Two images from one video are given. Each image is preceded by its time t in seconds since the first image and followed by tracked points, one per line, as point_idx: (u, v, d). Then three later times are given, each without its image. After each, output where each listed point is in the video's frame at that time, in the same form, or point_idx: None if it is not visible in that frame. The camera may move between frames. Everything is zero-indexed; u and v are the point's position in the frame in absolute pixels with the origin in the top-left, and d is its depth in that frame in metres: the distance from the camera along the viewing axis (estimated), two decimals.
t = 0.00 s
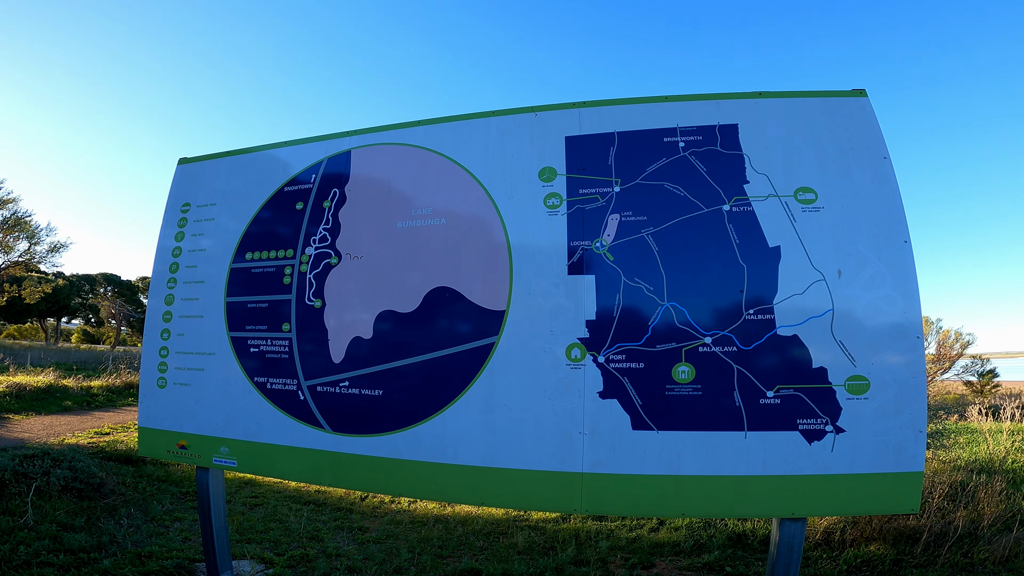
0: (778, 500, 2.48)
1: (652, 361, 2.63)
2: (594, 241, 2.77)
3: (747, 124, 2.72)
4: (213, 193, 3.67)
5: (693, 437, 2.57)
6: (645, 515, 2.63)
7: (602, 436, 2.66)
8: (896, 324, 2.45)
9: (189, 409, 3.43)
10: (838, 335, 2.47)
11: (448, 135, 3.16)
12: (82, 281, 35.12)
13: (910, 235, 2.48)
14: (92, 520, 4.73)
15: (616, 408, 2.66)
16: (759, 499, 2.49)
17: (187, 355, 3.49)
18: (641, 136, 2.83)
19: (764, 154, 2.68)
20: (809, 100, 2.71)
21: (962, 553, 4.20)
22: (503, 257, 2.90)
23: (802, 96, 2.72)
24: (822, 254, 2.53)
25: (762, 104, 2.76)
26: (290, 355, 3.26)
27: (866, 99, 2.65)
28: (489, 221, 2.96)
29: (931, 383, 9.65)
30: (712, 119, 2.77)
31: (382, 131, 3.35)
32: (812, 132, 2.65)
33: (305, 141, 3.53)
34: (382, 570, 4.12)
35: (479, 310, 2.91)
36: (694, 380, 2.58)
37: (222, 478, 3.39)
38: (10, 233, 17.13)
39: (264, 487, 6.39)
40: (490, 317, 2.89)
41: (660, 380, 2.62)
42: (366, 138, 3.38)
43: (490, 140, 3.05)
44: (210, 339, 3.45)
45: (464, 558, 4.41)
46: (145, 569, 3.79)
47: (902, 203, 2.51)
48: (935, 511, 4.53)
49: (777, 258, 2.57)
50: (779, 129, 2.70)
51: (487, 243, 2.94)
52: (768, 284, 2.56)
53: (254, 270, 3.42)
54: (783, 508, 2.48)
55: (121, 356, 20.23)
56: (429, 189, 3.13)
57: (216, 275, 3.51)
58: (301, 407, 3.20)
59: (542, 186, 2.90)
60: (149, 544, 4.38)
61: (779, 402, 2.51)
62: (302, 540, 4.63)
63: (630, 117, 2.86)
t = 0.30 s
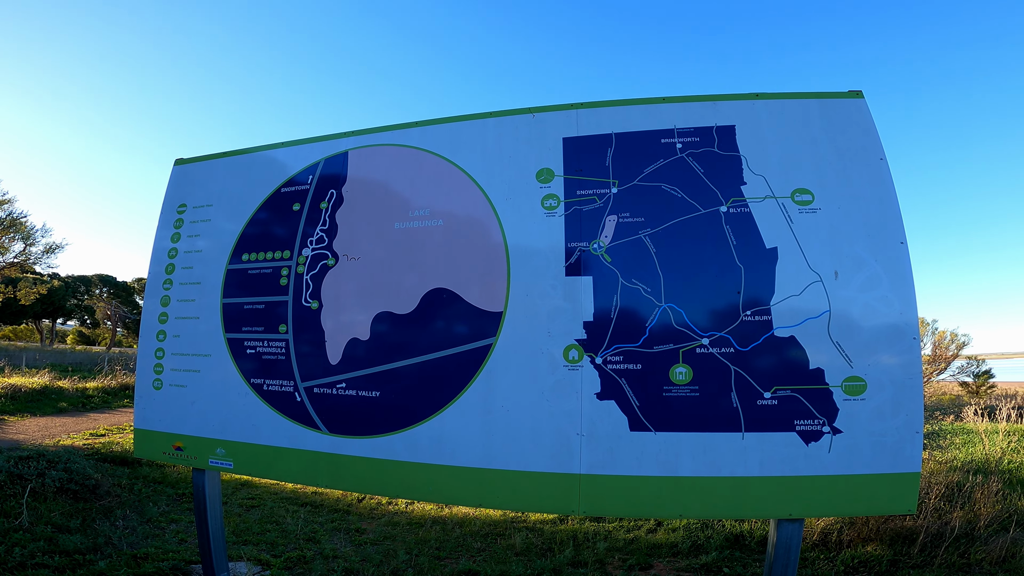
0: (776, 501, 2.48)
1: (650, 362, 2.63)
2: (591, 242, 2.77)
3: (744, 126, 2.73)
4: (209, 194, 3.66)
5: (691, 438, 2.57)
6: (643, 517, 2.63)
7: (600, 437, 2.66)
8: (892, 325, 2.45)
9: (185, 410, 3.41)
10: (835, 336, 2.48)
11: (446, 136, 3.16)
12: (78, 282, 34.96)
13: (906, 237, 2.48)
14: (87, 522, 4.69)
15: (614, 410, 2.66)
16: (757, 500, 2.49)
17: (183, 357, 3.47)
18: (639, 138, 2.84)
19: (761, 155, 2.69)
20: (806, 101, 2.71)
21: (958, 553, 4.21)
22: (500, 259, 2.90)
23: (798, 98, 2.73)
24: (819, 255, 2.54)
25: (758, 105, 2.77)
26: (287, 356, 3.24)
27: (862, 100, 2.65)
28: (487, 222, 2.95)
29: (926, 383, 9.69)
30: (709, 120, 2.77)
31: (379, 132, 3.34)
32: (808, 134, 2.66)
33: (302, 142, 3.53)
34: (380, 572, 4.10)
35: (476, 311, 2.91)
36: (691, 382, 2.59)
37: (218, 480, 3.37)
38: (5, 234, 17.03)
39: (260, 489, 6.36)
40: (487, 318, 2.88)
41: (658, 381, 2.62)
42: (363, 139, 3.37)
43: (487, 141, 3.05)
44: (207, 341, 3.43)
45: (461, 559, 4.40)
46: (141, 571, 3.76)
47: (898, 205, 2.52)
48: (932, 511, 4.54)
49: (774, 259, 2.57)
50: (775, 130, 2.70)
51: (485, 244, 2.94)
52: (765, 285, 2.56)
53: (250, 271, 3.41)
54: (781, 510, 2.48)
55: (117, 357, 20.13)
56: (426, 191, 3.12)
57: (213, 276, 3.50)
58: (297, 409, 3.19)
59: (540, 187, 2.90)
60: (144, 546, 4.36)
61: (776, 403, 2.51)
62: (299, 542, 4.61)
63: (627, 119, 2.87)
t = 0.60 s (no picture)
0: (771, 502, 2.48)
1: (646, 363, 2.63)
2: (588, 243, 2.77)
3: (740, 127, 2.73)
4: (206, 194, 3.65)
5: (687, 438, 2.57)
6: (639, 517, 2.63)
7: (596, 437, 2.66)
8: (887, 325, 2.46)
9: (181, 411, 3.41)
10: (830, 336, 2.48)
11: (442, 136, 3.16)
12: (74, 284, 34.87)
13: (900, 237, 2.49)
14: (83, 522, 4.67)
15: (610, 410, 2.66)
16: (752, 500, 2.49)
17: (180, 358, 3.47)
18: (635, 138, 2.84)
19: (756, 156, 2.69)
20: (801, 102, 2.72)
21: (954, 554, 4.21)
22: (497, 260, 2.89)
23: (794, 98, 2.73)
24: (814, 255, 2.54)
25: (755, 106, 2.77)
26: (283, 357, 3.24)
27: (857, 100, 2.66)
28: (483, 223, 2.95)
29: (923, 384, 9.71)
30: (705, 121, 2.78)
31: (376, 132, 3.34)
32: (804, 134, 2.67)
33: (298, 143, 3.52)
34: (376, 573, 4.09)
35: (473, 312, 2.90)
36: (687, 382, 2.59)
37: (214, 480, 3.37)
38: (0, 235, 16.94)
39: (257, 490, 6.34)
40: (484, 318, 2.88)
41: (654, 382, 2.62)
42: (359, 139, 3.37)
43: (484, 141, 3.05)
44: (203, 341, 3.42)
45: (458, 560, 4.40)
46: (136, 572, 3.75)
47: (893, 205, 2.52)
48: (928, 511, 4.54)
49: (770, 259, 2.57)
50: (771, 131, 2.71)
51: (481, 245, 2.93)
52: (761, 285, 2.56)
53: (246, 272, 3.40)
54: (776, 510, 2.48)
55: (114, 358, 20.07)
56: (423, 191, 3.12)
57: (209, 276, 3.49)
58: (293, 410, 3.18)
59: (536, 187, 2.90)
60: (140, 546, 4.34)
61: (772, 403, 2.51)
62: (295, 543, 4.60)
63: (624, 119, 2.87)
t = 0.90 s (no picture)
0: (770, 501, 2.48)
1: (644, 363, 2.62)
2: (585, 243, 2.77)
3: (737, 126, 2.73)
4: (203, 195, 3.64)
5: (685, 438, 2.56)
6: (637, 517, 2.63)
7: (594, 437, 2.66)
8: (885, 324, 2.46)
9: (178, 411, 3.39)
10: (828, 335, 2.48)
11: (440, 136, 3.16)
12: (72, 285, 34.79)
13: (897, 237, 2.49)
14: (80, 523, 4.65)
15: (608, 410, 2.65)
16: (751, 500, 2.49)
17: (176, 358, 3.46)
18: (633, 138, 2.84)
19: (753, 155, 2.69)
20: (798, 102, 2.72)
21: (953, 553, 4.21)
22: (494, 260, 2.89)
23: (792, 98, 2.73)
24: (811, 255, 2.54)
25: (752, 105, 2.78)
26: (281, 357, 3.23)
27: (854, 100, 2.66)
28: (481, 223, 2.95)
29: (921, 384, 9.71)
30: (702, 120, 2.78)
31: (373, 133, 3.34)
32: (801, 134, 2.67)
33: (295, 143, 3.52)
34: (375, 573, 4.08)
35: (470, 312, 2.90)
36: (685, 382, 2.58)
37: (211, 482, 3.36)
38: None
39: (255, 491, 6.33)
40: (482, 318, 2.87)
41: (652, 382, 2.61)
42: (357, 139, 3.37)
43: (481, 141, 3.04)
44: (200, 342, 3.42)
45: (457, 561, 4.39)
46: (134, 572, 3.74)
47: (890, 205, 2.52)
48: (927, 511, 4.54)
49: (768, 259, 2.57)
50: (769, 131, 2.71)
51: (479, 245, 2.93)
52: (759, 285, 2.56)
53: (244, 272, 3.40)
54: (775, 510, 2.48)
55: (112, 359, 20.02)
56: (421, 191, 3.12)
57: (206, 277, 3.48)
58: (291, 410, 3.17)
59: (534, 187, 2.90)
60: (138, 547, 4.33)
61: (770, 403, 2.51)
62: (294, 543, 4.59)
63: (621, 119, 2.87)
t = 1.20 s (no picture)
0: (768, 502, 2.47)
1: (642, 363, 2.62)
2: (583, 243, 2.76)
3: (735, 127, 2.73)
4: (200, 196, 3.63)
5: (683, 439, 2.56)
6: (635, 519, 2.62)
7: (592, 438, 2.65)
8: (883, 325, 2.45)
9: (175, 413, 3.38)
10: (826, 336, 2.47)
11: (437, 137, 3.15)
12: (71, 287, 34.76)
13: (895, 237, 2.48)
14: (77, 525, 4.63)
15: (606, 411, 2.65)
16: (749, 501, 2.48)
17: (173, 360, 3.44)
18: (630, 138, 2.83)
19: (751, 155, 2.69)
20: (795, 102, 2.72)
21: (953, 554, 4.20)
22: (491, 261, 2.88)
23: (789, 98, 2.72)
24: (809, 255, 2.53)
25: (750, 105, 2.77)
26: (279, 359, 3.22)
27: (851, 100, 2.65)
28: (479, 223, 2.94)
29: (920, 385, 9.71)
30: (700, 120, 2.77)
31: (370, 133, 3.33)
32: (798, 134, 2.66)
33: (293, 144, 3.51)
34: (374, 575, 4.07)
35: (468, 313, 2.89)
36: (684, 382, 2.57)
37: (208, 483, 3.35)
38: None
39: (253, 492, 6.31)
40: (479, 319, 2.87)
41: (650, 382, 2.61)
42: (355, 140, 3.36)
43: (479, 142, 3.04)
44: (197, 344, 3.41)
45: (455, 562, 4.38)
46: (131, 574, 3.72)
47: (888, 205, 2.52)
48: (926, 512, 4.53)
49: (765, 259, 2.56)
50: (767, 131, 2.70)
51: (477, 246, 2.92)
52: (756, 285, 2.56)
53: (241, 273, 3.39)
54: (773, 510, 2.47)
55: (111, 361, 19.98)
56: (418, 192, 3.11)
57: (203, 278, 3.48)
58: (288, 412, 3.16)
59: (531, 188, 2.90)
60: (135, 549, 4.31)
61: (768, 404, 2.50)
62: (292, 545, 4.57)
63: (619, 120, 2.87)
